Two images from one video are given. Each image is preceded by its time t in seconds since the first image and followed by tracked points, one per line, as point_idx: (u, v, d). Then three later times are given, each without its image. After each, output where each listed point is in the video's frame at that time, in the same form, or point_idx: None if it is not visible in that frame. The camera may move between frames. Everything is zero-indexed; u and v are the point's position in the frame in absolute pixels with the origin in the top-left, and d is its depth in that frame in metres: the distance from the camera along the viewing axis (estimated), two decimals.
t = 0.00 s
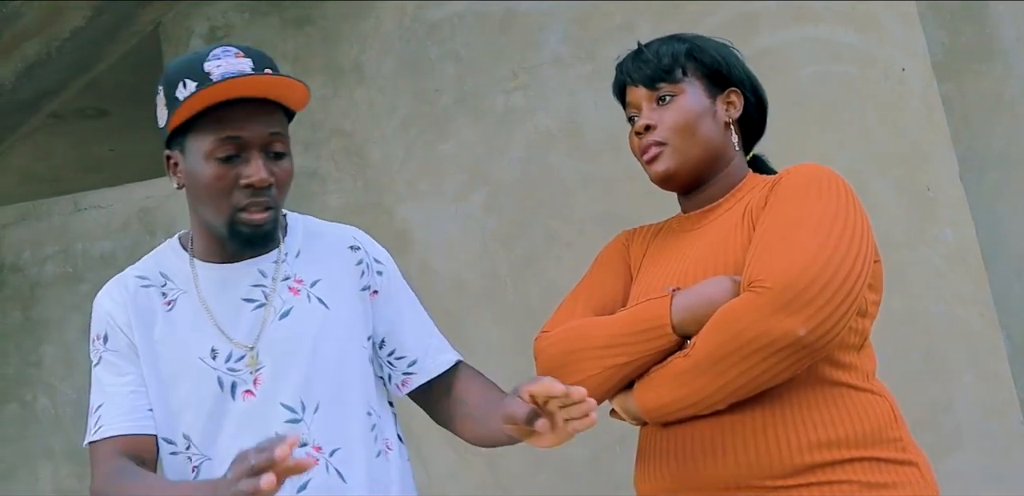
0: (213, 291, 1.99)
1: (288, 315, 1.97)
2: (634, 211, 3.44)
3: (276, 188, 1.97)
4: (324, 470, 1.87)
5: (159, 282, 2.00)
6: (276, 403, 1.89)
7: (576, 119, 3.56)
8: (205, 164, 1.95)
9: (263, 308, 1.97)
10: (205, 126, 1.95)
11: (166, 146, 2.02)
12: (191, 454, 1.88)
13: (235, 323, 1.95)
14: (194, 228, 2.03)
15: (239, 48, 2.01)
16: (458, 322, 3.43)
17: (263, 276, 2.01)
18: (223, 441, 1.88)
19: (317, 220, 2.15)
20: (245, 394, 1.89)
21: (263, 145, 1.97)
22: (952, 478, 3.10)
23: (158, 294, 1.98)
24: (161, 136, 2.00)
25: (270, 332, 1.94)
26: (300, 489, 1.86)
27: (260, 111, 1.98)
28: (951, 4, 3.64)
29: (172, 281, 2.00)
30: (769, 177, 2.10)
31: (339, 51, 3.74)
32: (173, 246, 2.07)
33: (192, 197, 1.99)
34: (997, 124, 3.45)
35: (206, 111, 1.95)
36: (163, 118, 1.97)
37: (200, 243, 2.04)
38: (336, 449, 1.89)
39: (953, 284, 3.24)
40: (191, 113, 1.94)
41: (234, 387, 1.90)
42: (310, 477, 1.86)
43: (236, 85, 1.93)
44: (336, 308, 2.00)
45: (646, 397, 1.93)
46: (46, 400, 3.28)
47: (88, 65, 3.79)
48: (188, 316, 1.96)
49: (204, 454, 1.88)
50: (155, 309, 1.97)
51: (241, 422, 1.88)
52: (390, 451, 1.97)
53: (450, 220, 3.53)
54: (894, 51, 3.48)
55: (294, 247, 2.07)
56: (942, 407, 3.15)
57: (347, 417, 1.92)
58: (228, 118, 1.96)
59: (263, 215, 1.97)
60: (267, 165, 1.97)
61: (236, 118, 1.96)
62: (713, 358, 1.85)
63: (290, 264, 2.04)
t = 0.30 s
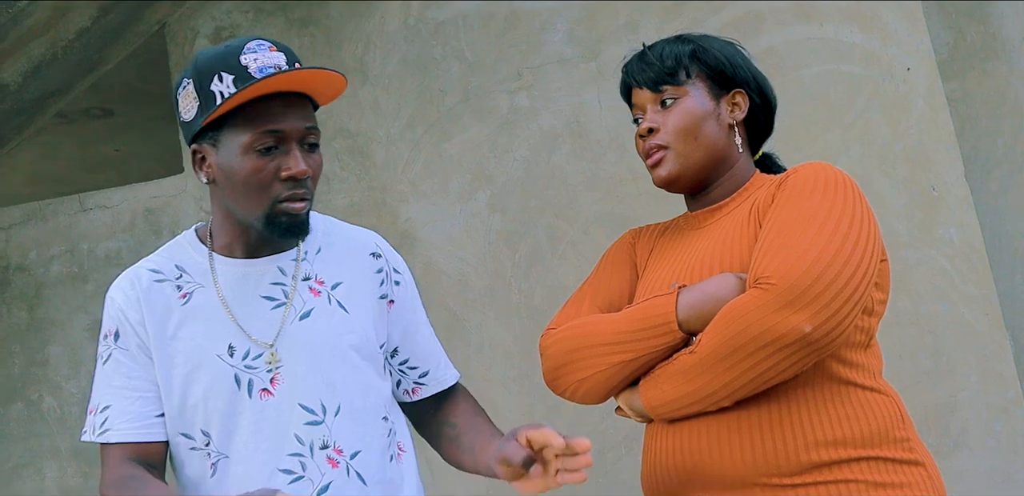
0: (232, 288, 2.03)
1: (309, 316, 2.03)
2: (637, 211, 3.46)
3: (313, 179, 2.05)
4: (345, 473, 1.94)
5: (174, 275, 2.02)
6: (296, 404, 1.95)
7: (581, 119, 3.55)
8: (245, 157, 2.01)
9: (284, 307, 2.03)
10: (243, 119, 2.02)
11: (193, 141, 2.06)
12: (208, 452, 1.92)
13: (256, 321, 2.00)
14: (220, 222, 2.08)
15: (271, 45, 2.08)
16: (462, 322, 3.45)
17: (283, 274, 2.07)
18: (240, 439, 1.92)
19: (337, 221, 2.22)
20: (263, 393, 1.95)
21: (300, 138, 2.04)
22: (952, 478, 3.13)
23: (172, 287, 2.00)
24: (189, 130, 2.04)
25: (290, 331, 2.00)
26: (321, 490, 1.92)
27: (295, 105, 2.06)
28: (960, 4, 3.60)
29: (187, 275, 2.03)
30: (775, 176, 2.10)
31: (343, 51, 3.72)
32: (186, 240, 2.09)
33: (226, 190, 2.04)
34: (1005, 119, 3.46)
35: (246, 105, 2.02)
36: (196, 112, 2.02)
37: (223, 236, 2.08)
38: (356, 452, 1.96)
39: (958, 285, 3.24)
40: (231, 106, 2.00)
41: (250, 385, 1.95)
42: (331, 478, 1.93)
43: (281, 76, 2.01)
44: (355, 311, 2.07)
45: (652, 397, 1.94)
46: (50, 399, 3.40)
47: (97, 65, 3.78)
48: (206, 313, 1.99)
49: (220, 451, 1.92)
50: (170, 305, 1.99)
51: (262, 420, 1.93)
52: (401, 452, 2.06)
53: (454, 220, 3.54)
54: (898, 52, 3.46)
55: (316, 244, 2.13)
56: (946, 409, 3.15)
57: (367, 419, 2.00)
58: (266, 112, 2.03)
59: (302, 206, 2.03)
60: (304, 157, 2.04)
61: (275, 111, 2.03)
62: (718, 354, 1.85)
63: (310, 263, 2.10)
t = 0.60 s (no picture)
0: (242, 285, 2.04)
1: (319, 312, 2.04)
2: (640, 211, 3.45)
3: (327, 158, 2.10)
4: (354, 470, 1.95)
5: (184, 272, 2.03)
6: (306, 400, 1.95)
7: (584, 119, 3.55)
8: (261, 141, 2.04)
9: (295, 304, 2.05)
10: (254, 106, 2.06)
11: (204, 138, 2.08)
12: (218, 447, 1.93)
13: (266, 317, 2.01)
14: (237, 216, 2.10)
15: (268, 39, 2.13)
16: (465, 322, 3.45)
17: (294, 272, 2.09)
18: (251, 434, 1.92)
19: (346, 222, 2.26)
20: (274, 389, 1.95)
21: (309, 119, 2.10)
22: (955, 478, 3.13)
23: (183, 283, 2.01)
24: (199, 127, 2.06)
25: (302, 328, 2.02)
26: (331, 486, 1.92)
27: (299, 90, 2.12)
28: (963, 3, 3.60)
29: (197, 272, 2.04)
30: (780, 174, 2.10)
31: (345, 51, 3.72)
32: (194, 239, 2.11)
33: (245, 180, 2.06)
34: (1010, 119, 3.46)
35: (254, 92, 2.06)
36: (205, 106, 2.05)
37: (240, 230, 2.10)
38: (365, 449, 1.97)
39: (961, 285, 3.23)
40: (242, 94, 2.04)
41: (262, 382, 1.95)
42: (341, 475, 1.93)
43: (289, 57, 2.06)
44: (365, 308, 2.08)
45: (655, 394, 1.94)
46: (55, 399, 3.41)
47: (100, 66, 3.82)
48: (217, 309, 2.00)
49: (230, 447, 1.92)
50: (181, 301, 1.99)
51: (271, 416, 1.93)
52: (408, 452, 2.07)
53: (457, 220, 3.54)
54: (901, 52, 3.46)
55: (324, 244, 2.17)
56: (948, 408, 3.15)
57: (375, 417, 2.01)
58: (274, 97, 2.08)
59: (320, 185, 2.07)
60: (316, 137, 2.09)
61: (284, 95, 2.09)
62: (721, 351, 1.85)
63: (320, 262, 2.13)
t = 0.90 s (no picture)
0: (259, 275, 1.98)
1: (335, 302, 2.00)
2: (642, 211, 3.45)
3: (313, 141, 2.04)
4: (377, 457, 1.88)
5: (201, 260, 1.94)
6: (328, 388, 1.89)
7: (587, 119, 3.56)
8: (245, 130, 2.02)
9: (311, 294, 1.99)
10: (241, 97, 2.05)
11: (203, 137, 2.09)
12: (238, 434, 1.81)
13: (285, 305, 1.95)
14: (237, 210, 2.04)
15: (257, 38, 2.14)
16: (467, 321, 3.45)
17: (307, 264, 2.05)
18: (278, 420, 1.83)
19: (337, 219, 2.24)
20: (296, 377, 1.87)
21: (293, 104, 2.06)
22: (957, 478, 3.13)
23: (202, 270, 1.92)
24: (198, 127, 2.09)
25: (319, 318, 1.96)
26: (356, 472, 1.84)
27: (286, 77, 2.09)
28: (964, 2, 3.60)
29: (213, 262, 1.96)
30: (781, 174, 2.10)
31: (348, 51, 3.72)
32: (200, 235, 2.02)
33: (235, 171, 2.03)
34: (1012, 119, 3.45)
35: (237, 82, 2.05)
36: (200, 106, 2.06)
37: (242, 224, 2.04)
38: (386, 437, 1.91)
39: (964, 285, 3.23)
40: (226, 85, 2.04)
41: (288, 369, 1.87)
42: (366, 462, 1.86)
43: (264, 39, 2.03)
44: (375, 298, 2.05)
45: (658, 398, 1.94)
46: (58, 398, 3.42)
47: (103, 66, 3.74)
48: (238, 295, 1.92)
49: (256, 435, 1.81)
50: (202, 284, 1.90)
51: (296, 403, 1.85)
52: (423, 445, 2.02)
53: (459, 220, 3.54)
54: (903, 52, 3.46)
55: (327, 239, 2.13)
56: (951, 408, 3.15)
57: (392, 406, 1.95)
58: (256, 86, 2.06)
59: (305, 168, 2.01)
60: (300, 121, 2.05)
61: (267, 83, 2.07)
62: (723, 355, 1.85)
63: (327, 255, 2.09)
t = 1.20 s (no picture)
0: (270, 276, 2.10)
1: (344, 305, 2.13)
2: (643, 209, 3.46)
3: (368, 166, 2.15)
4: (382, 456, 2.02)
5: (214, 258, 2.08)
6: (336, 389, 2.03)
7: (588, 118, 3.56)
8: (318, 144, 2.07)
9: (321, 296, 2.12)
10: (312, 107, 2.09)
11: (252, 131, 2.09)
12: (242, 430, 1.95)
13: (295, 307, 2.08)
14: (271, 210, 2.12)
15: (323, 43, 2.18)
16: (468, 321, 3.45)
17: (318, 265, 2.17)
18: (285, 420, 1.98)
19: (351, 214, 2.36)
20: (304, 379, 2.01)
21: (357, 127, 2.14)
22: (958, 477, 3.13)
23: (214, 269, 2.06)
24: (249, 120, 2.07)
25: (331, 320, 2.10)
26: (363, 473, 1.99)
27: (348, 94, 2.16)
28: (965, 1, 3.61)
29: (226, 260, 2.09)
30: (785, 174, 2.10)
31: (349, 50, 3.73)
32: (214, 226, 2.15)
33: (292, 177, 2.08)
34: (1014, 118, 3.46)
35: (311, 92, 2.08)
36: (260, 101, 2.06)
37: (271, 224, 2.12)
38: (389, 436, 2.05)
39: (965, 284, 3.23)
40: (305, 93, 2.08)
41: (294, 370, 2.01)
42: (371, 461, 2.00)
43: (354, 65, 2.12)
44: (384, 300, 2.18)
45: (659, 397, 1.95)
46: (60, 396, 3.43)
47: (104, 65, 3.88)
48: (247, 296, 2.05)
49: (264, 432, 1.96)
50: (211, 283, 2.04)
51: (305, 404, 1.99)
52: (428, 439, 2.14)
53: (461, 219, 3.55)
54: (905, 50, 3.45)
55: (339, 238, 2.25)
56: (952, 408, 3.15)
57: (399, 405, 2.10)
58: (328, 100, 2.11)
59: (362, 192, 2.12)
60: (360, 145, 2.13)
61: (342, 100, 2.13)
62: (723, 356, 1.85)
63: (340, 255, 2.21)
